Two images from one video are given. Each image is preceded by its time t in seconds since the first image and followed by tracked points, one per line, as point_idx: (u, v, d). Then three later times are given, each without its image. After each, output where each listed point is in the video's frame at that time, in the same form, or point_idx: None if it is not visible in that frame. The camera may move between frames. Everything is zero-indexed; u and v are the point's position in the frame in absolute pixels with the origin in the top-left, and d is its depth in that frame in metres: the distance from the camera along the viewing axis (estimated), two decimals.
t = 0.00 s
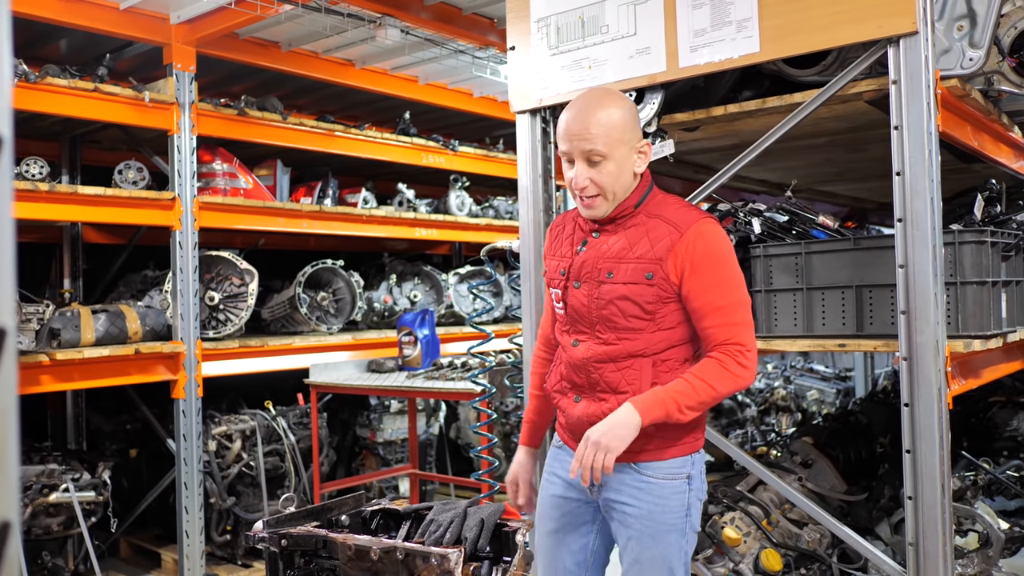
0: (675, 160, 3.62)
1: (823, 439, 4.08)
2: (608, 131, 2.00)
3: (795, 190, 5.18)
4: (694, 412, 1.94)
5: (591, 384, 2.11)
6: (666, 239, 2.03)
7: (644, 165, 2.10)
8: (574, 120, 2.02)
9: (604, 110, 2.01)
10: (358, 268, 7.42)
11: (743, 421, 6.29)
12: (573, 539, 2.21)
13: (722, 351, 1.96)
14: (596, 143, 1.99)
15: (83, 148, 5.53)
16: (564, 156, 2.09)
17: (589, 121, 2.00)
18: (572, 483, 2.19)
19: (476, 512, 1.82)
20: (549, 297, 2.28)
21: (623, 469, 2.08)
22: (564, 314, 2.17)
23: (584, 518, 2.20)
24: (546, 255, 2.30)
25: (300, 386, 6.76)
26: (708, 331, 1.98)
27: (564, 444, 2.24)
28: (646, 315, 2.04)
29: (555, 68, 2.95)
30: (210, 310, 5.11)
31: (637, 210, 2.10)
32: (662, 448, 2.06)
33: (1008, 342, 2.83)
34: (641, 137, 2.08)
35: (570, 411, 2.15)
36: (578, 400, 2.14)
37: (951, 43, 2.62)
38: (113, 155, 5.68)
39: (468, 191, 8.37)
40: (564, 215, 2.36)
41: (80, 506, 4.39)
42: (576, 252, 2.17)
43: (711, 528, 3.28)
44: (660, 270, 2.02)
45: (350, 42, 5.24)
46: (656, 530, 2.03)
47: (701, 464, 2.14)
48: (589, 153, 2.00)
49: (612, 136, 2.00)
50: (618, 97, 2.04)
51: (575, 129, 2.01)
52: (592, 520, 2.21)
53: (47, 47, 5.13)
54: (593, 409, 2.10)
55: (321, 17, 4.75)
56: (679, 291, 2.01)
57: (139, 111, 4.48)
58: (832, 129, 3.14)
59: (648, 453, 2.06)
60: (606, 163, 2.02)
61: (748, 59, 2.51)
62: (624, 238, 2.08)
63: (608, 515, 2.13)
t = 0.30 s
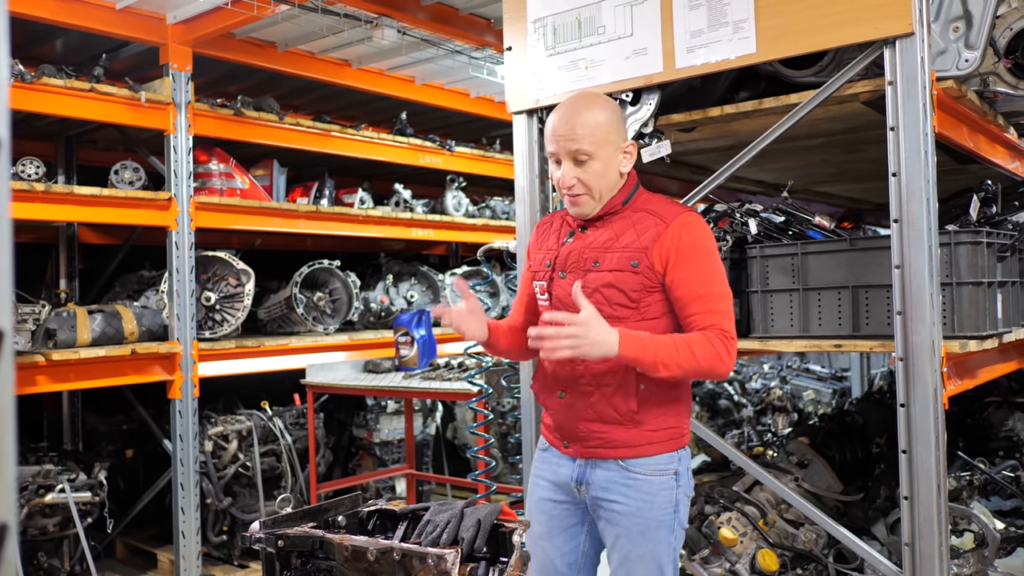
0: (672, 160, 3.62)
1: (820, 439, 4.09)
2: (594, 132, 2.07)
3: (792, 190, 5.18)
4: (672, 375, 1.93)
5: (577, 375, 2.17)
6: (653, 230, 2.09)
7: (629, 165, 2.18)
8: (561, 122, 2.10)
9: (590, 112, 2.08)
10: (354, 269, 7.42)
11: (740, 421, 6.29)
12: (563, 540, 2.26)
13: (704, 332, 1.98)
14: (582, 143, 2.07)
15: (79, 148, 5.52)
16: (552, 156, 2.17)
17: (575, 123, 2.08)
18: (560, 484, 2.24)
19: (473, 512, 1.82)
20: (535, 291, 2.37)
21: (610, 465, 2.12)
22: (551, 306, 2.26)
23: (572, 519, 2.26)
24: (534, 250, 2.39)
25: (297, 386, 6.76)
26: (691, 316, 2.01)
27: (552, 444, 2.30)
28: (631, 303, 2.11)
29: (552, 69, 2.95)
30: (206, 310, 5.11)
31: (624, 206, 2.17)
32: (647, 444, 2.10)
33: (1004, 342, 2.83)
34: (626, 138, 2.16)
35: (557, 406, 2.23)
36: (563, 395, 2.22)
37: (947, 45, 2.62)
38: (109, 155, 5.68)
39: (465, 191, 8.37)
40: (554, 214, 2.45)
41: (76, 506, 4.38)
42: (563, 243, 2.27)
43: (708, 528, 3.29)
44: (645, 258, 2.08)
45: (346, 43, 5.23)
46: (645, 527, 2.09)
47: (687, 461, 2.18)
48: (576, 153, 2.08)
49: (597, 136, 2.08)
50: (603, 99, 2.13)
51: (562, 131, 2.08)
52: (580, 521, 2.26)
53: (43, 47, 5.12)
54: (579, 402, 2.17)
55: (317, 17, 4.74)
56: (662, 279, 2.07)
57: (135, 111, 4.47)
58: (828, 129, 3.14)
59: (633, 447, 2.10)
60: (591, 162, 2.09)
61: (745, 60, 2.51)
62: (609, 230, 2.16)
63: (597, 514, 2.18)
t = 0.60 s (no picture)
0: (668, 160, 3.63)
1: (817, 439, 4.10)
2: (569, 134, 2.11)
3: (789, 190, 5.18)
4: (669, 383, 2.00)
5: (557, 374, 2.20)
6: (630, 231, 2.16)
7: (600, 167, 2.24)
8: (535, 126, 2.12)
9: (564, 115, 2.12)
10: (351, 268, 7.42)
11: (737, 421, 6.29)
12: (547, 538, 2.29)
13: (689, 333, 2.08)
14: (558, 144, 2.10)
15: (75, 148, 5.51)
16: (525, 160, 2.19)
17: (548, 126, 2.10)
18: (542, 484, 2.27)
19: (469, 512, 1.81)
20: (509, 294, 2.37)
21: (591, 460, 2.17)
22: (528, 308, 2.27)
23: (555, 517, 2.29)
24: (505, 254, 2.39)
25: (293, 386, 6.75)
26: (675, 317, 2.11)
27: (529, 444, 2.32)
28: (612, 303, 2.17)
29: (549, 69, 2.95)
30: (203, 309, 5.10)
31: (597, 207, 2.23)
32: (627, 438, 2.16)
33: (1000, 342, 2.83)
34: (597, 141, 2.22)
35: (537, 406, 2.24)
36: (543, 393, 2.23)
37: (943, 44, 2.62)
38: (105, 155, 5.67)
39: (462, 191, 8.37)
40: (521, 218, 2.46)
41: (73, 507, 4.37)
42: (539, 246, 2.28)
43: (705, 528, 3.30)
44: (625, 259, 2.14)
45: (343, 42, 5.23)
46: (628, 519, 2.15)
47: (664, 454, 2.26)
48: (552, 154, 2.11)
49: (572, 138, 2.11)
50: (576, 103, 2.17)
51: (536, 134, 2.11)
52: (563, 518, 2.30)
53: (39, 46, 5.11)
54: (560, 401, 2.19)
55: (314, 16, 4.74)
56: (642, 280, 2.15)
57: (132, 111, 4.46)
58: (824, 129, 3.15)
59: (617, 442, 2.16)
60: (567, 164, 2.13)
61: (742, 60, 2.51)
62: (586, 232, 2.21)
63: (580, 510, 2.22)
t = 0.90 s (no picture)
0: (666, 160, 3.62)
1: (814, 439, 4.11)
2: (542, 136, 2.10)
3: (787, 190, 5.19)
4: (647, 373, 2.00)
5: (540, 375, 2.19)
6: (606, 230, 2.17)
7: (572, 168, 2.24)
8: (507, 128, 2.11)
9: (537, 116, 2.12)
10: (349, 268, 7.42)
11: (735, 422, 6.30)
12: (538, 536, 2.29)
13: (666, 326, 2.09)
14: (532, 146, 2.09)
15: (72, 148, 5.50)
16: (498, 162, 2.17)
17: (520, 129, 2.09)
18: (529, 483, 2.27)
19: (466, 512, 1.80)
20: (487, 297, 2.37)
21: (576, 457, 2.17)
22: (508, 310, 2.26)
23: (544, 516, 2.29)
24: (481, 258, 2.38)
25: (291, 387, 6.74)
26: (650, 311, 2.12)
27: (514, 445, 2.31)
28: (591, 301, 2.17)
29: (546, 69, 2.95)
30: (201, 310, 5.09)
31: (571, 208, 2.23)
32: (609, 434, 2.16)
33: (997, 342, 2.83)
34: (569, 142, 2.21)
35: (521, 406, 2.24)
36: (527, 394, 2.23)
37: (941, 44, 2.62)
38: (102, 155, 5.66)
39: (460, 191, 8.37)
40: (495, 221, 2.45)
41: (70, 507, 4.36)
42: (516, 248, 2.27)
43: (702, 528, 3.30)
44: (602, 258, 2.15)
45: (341, 42, 5.22)
46: (615, 514, 2.15)
47: (647, 448, 2.26)
48: (526, 156, 2.10)
49: (546, 140, 2.11)
50: (547, 105, 2.16)
51: (509, 136, 2.09)
52: (551, 516, 2.30)
53: (36, 46, 5.10)
54: (543, 401, 2.20)
55: (312, 16, 4.73)
56: (619, 277, 2.15)
57: (129, 111, 4.46)
58: (822, 129, 3.15)
59: (600, 438, 2.16)
60: (541, 165, 2.12)
61: (739, 59, 2.51)
62: (563, 233, 2.21)
63: (568, 508, 2.22)
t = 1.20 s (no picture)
0: (665, 161, 3.62)
1: (813, 440, 4.11)
2: (547, 124, 2.18)
3: (786, 191, 5.19)
4: (634, 382, 2.01)
5: (534, 377, 2.19)
6: (594, 232, 2.18)
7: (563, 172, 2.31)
8: (513, 116, 2.16)
9: (541, 110, 2.19)
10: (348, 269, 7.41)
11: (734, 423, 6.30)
12: (534, 537, 2.29)
13: (652, 330, 2.11)
14: (539, 133, 2.15)
15: (71, 149, 5.50)
16: (499, 154, 2.19)
17: (527, 116, 2.16)
18: (524, 485, 2.26)
19: (466, 515, 1.80)
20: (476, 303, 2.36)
21: (571, 458, 2.17)
22: (499, 315, 2.26)
23: (539, 517, 2.29)
24: (467, 265, 2.37)
25: (290, 388, 6.74)
26: (636, 313, 2.14)
27: (507, 448, 2.30)
28: (581, 304, 2.17)
29: (545, 70, 2.95)
30: (199, 311, 5.08)
31: (558, 210, 2.24)
32: (603, 434, 2.17)
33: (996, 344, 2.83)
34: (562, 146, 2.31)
35: (515, 409, 2.22)
36: (521, 397, 2.21)
37: (940, 46, 2.62)
38: (101, 156, 5.65)
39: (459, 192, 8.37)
40: (478, 228, 2.44)
41: (68, 508, 4.35)
42: (505, 253, 2.26)
43: (702, 529, 3.30)
44: (592, 260, 2.15)
45: (340, 43, 5.23)
46: (611, 512, 2.16)
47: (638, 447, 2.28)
48: (533, 143, 2.15)
49: (551, 130, 2.18)
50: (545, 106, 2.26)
51: (516, 122, 2.15)
52: (546, 517, 2.30)
53: (34, 47, 5.09)
54: (538, 403, 2.18)
55: (311, 17, 4.73)
56: (608, 279, 2.16)
57: (127, 111, 4.45)
58: (821, 131, 3.15)
59: (594, 438, 2.16)
60: (545, 155, 2.18)
61: (739, 61, 2.51)
62: (551, 236, 2.21)
63: (563, 509, 2.22)
